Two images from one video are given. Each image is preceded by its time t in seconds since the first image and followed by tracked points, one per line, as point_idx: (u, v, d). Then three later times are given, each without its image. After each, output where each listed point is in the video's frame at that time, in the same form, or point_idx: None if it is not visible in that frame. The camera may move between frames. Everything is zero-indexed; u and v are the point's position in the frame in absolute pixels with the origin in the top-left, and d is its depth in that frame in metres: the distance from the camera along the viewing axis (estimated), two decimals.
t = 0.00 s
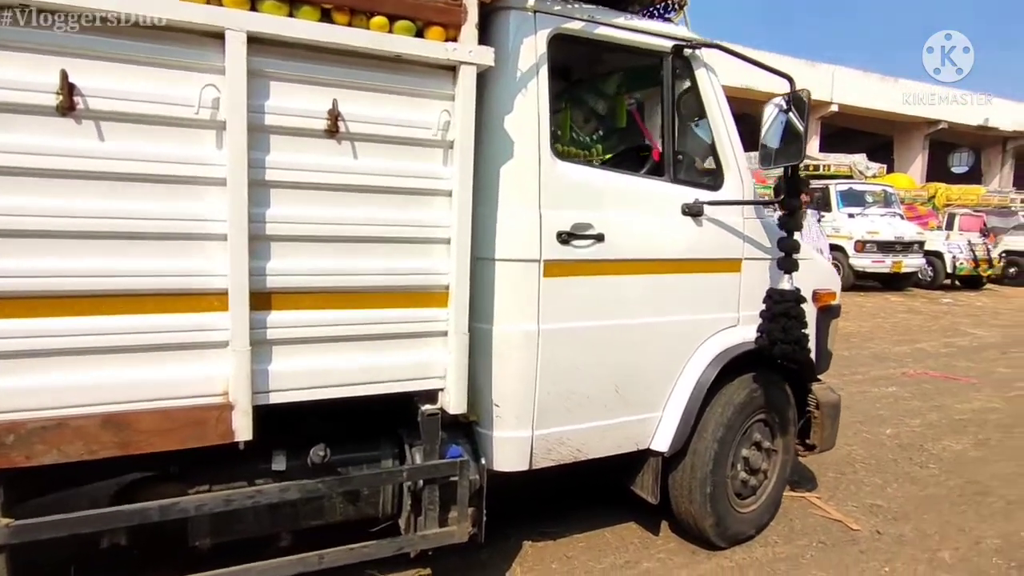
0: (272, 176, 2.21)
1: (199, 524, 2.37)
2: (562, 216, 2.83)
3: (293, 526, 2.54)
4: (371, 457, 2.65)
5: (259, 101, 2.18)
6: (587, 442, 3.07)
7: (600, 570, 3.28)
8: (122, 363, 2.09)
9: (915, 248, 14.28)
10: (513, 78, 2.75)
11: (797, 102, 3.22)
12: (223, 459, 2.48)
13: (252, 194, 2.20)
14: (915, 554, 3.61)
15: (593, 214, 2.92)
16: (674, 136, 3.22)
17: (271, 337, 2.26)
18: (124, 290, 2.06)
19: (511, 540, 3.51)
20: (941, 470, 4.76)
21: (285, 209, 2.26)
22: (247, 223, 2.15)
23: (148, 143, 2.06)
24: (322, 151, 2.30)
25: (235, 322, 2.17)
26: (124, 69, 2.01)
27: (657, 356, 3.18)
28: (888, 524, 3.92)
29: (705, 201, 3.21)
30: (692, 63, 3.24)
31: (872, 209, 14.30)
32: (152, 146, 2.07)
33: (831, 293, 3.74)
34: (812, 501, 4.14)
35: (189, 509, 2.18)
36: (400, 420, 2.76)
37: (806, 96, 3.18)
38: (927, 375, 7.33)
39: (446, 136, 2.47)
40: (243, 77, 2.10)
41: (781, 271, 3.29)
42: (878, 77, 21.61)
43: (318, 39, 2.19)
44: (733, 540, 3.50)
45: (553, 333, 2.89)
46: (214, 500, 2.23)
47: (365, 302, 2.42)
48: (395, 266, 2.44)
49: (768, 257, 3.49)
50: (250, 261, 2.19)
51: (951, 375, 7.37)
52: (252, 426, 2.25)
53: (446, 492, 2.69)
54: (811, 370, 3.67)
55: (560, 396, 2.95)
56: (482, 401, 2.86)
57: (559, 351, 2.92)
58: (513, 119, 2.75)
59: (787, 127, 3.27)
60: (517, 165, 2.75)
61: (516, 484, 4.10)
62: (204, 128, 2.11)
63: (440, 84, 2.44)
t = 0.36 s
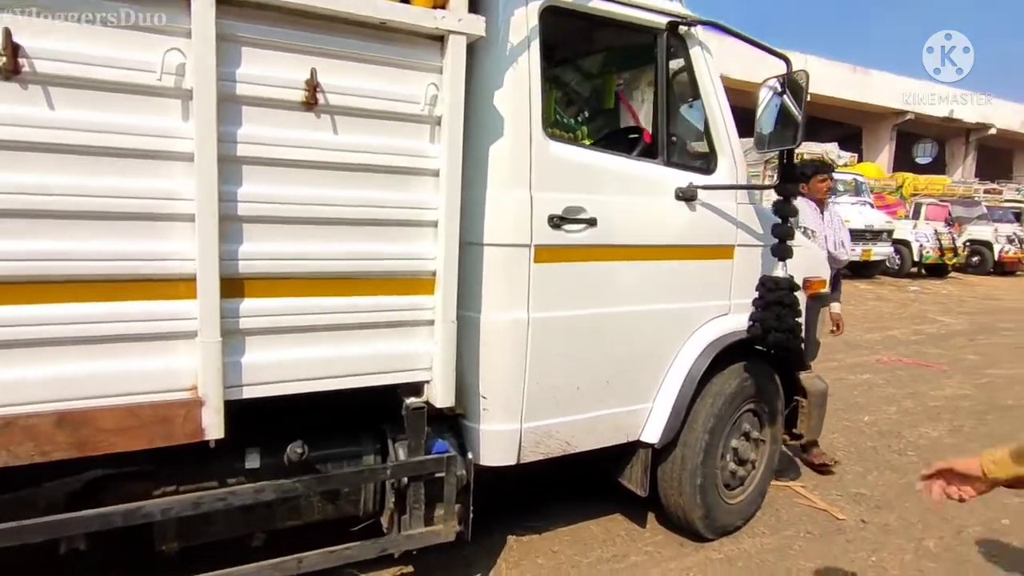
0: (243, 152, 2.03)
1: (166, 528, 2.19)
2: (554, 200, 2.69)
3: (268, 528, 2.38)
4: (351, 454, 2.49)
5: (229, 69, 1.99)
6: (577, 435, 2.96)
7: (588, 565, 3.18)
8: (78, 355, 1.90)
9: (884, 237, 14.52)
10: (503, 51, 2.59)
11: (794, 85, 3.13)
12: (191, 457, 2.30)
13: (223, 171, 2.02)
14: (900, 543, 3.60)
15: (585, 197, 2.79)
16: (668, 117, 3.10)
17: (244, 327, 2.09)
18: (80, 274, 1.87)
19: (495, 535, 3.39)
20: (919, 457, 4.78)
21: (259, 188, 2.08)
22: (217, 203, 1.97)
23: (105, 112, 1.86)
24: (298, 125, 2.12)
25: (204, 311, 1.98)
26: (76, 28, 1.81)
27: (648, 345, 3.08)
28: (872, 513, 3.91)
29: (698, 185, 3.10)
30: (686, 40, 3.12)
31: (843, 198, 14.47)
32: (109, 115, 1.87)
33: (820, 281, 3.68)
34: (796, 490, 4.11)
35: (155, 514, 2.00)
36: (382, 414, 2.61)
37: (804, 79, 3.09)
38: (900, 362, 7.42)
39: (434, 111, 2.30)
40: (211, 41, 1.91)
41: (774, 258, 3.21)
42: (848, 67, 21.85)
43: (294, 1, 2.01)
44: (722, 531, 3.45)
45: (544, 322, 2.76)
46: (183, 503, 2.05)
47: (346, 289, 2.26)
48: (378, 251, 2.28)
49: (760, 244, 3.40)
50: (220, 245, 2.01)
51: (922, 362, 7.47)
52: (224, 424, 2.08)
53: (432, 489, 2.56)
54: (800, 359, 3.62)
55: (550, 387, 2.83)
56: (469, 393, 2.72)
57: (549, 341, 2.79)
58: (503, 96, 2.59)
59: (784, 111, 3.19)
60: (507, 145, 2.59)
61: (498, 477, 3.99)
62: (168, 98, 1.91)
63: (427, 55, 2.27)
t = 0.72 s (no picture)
0: (221, 126, 1.88)
1: (138, 527, 2.06)
2: (547, 183, 2.59)
3: (247, 525, 2.27)
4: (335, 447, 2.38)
5: (206, 37, 1.84)
6: (568, 426, 2.88)
7: (576, 557, 3.13)
8: (41, 345, 1.76)
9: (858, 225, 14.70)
10: (497, 25, 2.47)
11: (792, 71, 3.06)
12: (165, 451, 2.17)
13: (198, 146, 1.87)
14: (884, 531, 3.61)
15: (578, 180, 2.69)
16: (663, 99, 3.02)
17: (222, 315, 1.96)
18: (41, 257, 1.72)
19: (480, 527, 3.32)
20: (898, 444, 4.83)
21: (238, 165, 1.94)
22: (192, 181, 1.82)
23: (67, 80, 1.71)
24: (280, 99, 1.98)
25: (178, 297, 1.85)
26: None
27: (640, 334, 3.01)
28: (855, 501, 3.92)
29: (693, 170, 3.02)
30: (683, 20, 3.03)
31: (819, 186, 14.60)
32: (73, 84, 1.71)
33: (810, 269, 3.64)
34: (781, 479, 4.11)
35: (126, 513, 1.88)
36: (367, 405, 2.51)
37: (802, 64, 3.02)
38: (875, 350, 7.51)
39: (424, 87, 2.18)
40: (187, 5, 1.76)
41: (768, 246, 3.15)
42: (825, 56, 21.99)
43: None
44: (709, 521, 3.42)
45: (535, 310, 2.67)
46: (157, 501, 1.93)
47: (331, 275, 2.14)
48: (365, 235, 2.16)
49: (752, 231, 3.35)
50: (195, 226, 1.87)
51: (897, 350, 7.57)
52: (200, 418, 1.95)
53: (419, 483, 2.46)
54: (790, 348, 3.59)
55: (540, 377, 2.75)
56: (456, 383, 2.62)
57: (541, 330, 2.70)
58: (496, 73, 2.47)
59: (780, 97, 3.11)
60: (499, 124, 2.48)
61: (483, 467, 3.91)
62: (139, 66, 1.76)
63: (418, 27, 2.14)
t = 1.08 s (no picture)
0: (181, 98, 1.70)
1: (95, 540, 1.89)
2: (539, 165, 2.43)
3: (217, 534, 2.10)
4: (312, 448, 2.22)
5: None
6: (559, 422, 2.75)
7: (566, 557, 3.01)
8: None
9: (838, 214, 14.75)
10: None
11: (794, 50, 2.92)
12: (125, 456, 1.99)
13: (153, 120, 1.67)
14: (877, 524, 3.54)
15: (571, 163, 2.53)
16: (659, 78, 2.89)
17: (185, 307, 1.78)
18: None
19: (467, 527, 3.18)
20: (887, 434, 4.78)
21: (202, 142, 1.76)
22: (149, 159, 1.64)
23: (4, 42, 1.51)
24: (249, 70, 1.80)
25: (134, 287, 1.66)
26: None
27: (634, 324, 2.88)
28: (847, 493, 3.85)
29: (689, 154, 2.89)
30: None
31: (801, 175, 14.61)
32: (10, 47, 1.51)
33: (805, 257, 3.54)
34: (772, 471, 4.03)
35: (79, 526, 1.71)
36: (347, 403, 2.34)
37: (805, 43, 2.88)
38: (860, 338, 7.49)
39: (408, 60, 2.01)
40: None
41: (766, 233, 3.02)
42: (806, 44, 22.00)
43: None
44: (703, 517, 3.32)
45: (526, 301, 2.51)
46: (113, 513, 1.76)
47: (307, 264, 1.96)
48: (344, 220, 1.99)
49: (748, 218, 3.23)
50: (153, 209, 1.69)
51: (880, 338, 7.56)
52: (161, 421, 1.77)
53: (402, 485, 2.31)
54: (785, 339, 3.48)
55: (531, 371, 2.60)
56: (442, 378, 2.46)
57: (532, 321, 2.55)
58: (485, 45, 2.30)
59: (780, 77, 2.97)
60: (488, 102, 2.31)
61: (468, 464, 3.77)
62: (86, 28, 1.57)
63: None
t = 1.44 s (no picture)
0: (95, 77, 1.42)
1: None
2: (521, 159, 2.19)
3: None
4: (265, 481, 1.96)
5: None
6: (544, 441, 2.51)
7: None
8: None
9: (820, 211, 14.71)
10: None
11: (792, 37, 2.70)
12: (41, 496, 1.71)
13: (59, 102, 1.39)
14: (879, 540, 3.36)
15: (557, 157, 2.29)
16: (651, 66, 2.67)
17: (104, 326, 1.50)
18: None
19: (444, 553, 2.93)
20: (881, 440, 4.62)
21: (122, 130, 1.48)
22: (52, 148, 1.36)
23: None
24: (179, 45, 1.53)
25: (36, 303, 1.39)
26: None
27: (625, 333, 2.65)
28: (844, 507, 3.67)
29: (684, 148, 2.66)
30: None
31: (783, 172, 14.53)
32: None
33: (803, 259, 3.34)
34: (766, 484, 3.84)
35: None
36: (306, 428, 2.08)
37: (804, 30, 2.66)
38: (846, 339, 7.36)
39: (371, 37, 1.75)
40: None
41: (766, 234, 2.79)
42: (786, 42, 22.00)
43: None
44: (698, 537, 3.12)
45: (507, 310, 2.27)
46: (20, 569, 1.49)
47: (253, 272, 1.69)
48: (297, 222, 1.72)
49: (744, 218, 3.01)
50: (60, 209, 1.41)
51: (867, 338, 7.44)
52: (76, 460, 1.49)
53: (369, 518, 2.06)
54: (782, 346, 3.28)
55: (513, 387, 2.36)
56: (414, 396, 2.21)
57: (513, 332, 2.31)
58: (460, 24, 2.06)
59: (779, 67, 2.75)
60: (464, 88, 2.06)
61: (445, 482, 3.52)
62: None
63: None
